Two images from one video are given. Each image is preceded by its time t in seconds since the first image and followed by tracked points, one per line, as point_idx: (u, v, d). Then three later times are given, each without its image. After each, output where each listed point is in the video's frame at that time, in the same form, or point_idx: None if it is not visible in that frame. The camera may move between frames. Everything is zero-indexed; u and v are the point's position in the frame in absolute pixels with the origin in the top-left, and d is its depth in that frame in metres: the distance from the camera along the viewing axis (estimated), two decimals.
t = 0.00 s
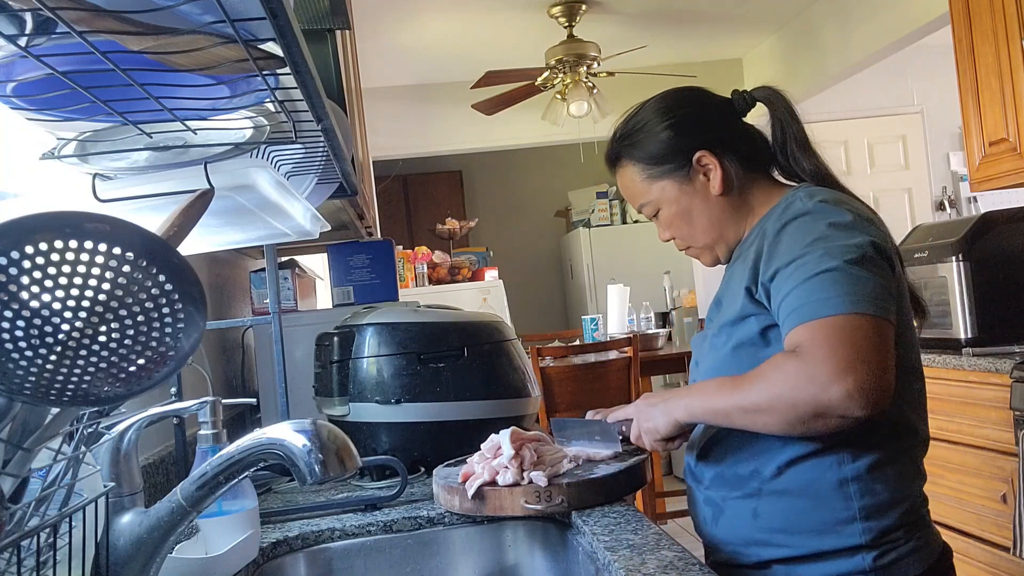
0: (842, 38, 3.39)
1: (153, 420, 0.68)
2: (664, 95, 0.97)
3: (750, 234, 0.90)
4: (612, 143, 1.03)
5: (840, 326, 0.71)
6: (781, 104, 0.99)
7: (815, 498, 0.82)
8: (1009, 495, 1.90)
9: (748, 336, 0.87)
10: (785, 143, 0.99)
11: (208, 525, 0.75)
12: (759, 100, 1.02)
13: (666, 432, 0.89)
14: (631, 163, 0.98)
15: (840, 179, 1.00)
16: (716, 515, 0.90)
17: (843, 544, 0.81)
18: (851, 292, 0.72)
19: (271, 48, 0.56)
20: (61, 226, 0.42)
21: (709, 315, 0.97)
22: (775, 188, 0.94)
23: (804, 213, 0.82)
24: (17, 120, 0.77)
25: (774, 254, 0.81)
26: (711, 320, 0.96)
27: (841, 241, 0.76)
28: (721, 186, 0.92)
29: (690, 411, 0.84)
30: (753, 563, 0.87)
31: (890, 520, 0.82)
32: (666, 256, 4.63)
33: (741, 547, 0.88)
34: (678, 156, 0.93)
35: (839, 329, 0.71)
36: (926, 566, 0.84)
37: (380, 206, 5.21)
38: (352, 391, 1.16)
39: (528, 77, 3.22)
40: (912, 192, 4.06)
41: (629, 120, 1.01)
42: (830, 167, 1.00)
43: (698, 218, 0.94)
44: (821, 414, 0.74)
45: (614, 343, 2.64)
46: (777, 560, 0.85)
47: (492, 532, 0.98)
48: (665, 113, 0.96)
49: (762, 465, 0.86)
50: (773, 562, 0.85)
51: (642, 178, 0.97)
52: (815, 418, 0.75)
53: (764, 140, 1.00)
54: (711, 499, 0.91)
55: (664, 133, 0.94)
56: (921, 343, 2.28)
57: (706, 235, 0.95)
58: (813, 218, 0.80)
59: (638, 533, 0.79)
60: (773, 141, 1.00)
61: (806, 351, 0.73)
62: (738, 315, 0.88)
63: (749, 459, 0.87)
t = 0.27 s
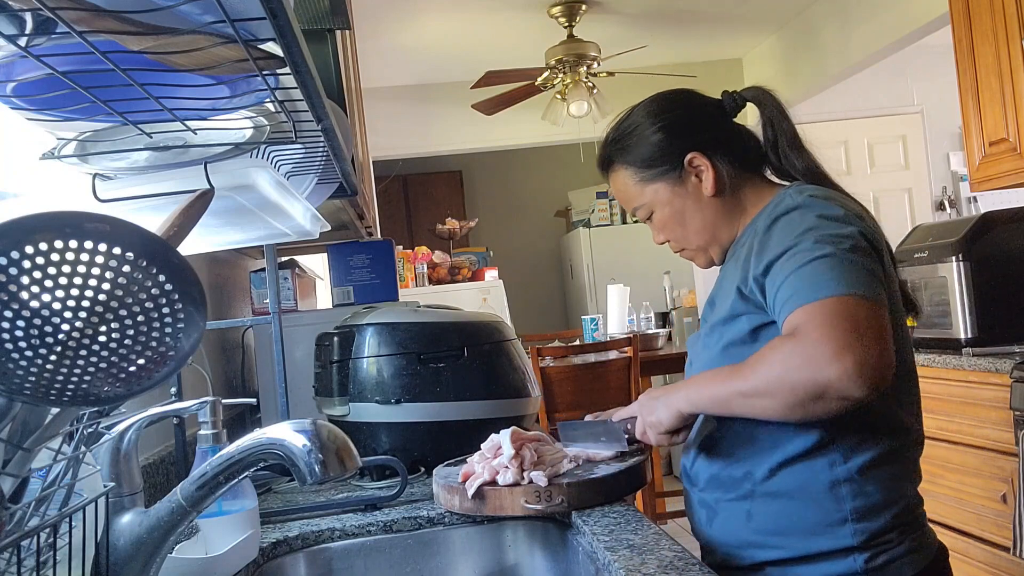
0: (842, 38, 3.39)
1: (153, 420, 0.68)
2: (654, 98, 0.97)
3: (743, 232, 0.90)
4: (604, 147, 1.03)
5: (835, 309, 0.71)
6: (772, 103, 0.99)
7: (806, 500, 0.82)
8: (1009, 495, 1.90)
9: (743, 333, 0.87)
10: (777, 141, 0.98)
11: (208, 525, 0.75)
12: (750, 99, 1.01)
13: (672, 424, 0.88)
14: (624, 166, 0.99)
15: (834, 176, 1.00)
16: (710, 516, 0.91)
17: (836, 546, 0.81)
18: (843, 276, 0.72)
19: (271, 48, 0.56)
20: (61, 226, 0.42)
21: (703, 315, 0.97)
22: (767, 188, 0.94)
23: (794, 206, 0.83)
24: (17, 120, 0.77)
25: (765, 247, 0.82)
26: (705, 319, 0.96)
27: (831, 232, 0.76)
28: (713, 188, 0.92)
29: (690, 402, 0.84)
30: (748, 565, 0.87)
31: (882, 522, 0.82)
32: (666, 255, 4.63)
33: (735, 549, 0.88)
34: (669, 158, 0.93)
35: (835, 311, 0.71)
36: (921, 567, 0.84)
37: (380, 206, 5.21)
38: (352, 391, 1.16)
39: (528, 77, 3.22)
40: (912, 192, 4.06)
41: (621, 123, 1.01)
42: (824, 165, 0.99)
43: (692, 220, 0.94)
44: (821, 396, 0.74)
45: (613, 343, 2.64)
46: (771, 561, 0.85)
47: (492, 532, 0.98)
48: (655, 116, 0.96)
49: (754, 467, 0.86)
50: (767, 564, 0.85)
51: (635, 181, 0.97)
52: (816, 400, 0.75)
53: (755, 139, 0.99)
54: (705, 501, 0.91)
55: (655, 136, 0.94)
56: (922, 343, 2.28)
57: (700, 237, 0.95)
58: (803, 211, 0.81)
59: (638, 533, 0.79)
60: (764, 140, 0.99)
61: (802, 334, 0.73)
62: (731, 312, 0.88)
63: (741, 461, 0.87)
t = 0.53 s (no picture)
0: (842, 38, 3.39)
1: (153, 420, 0.68)
2: (642, 102, 0.97)
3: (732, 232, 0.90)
4: (593, 152, 1.03)
5: (808, 306, 0.72)
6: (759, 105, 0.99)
7: (799, 501, 0.82)
8: (1009, 494, 1.90)
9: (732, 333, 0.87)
10: (765, 142, 0.98)
11: (209, 525, 0.75)
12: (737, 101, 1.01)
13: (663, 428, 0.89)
14: (614, 171, 0.99)
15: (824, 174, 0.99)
16: (706, 518, 0.91)
17: (829, 547, 0.81)
18: (820, 273, 0.72)
19: (271, 48, 0.56)
20: (62, 226, 0.42)
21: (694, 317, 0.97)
22: (757, 189, 0.94)
23: (779, 204, 0.83)
24: (17, 120, 0.77)
25: (749, 246, 0.82)
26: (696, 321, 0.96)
27: (813, 229, 0.76)
28: (704, 190, 0.92)
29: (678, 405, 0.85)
30: (743, 567, 0.87)
31: (875, 522, 0.81)
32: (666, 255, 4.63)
33: (729, 550, 0.87)
34: (660, 162, 0.93)
35: (808, 308, 0.72)
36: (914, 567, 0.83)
37: (380, 206, 5.21)
38: (352, 391, 1.16)
39: (528, 77, 3.22)
40: (913, 192, 4.06)
41: (610, 128, 1.00)
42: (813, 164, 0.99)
43: (684, 223, 0.94)
44: (796, 393, 0.74)
45: (613, 343, 2.64)
46: (766, 563, 0.84)
47: (492, 532, 0.98)
48: (644, 120, 0.96)
49: (748, 469, 0.86)
50: (762, 565, 0.85)
51: (626, 185, 0.97)
52: (791, 399, 0.75)
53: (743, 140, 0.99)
54: (701, 503, 0.91)
55: (644, 140, 0.94)
56: (922, 343, 2.28)
57: (692, 239, 0.95)
58: (788, 209, 0.81)
59: (637, 533, 0.79)
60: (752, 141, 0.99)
61: (778, 331, 0.73)
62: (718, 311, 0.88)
63: (735, 462, 0.87)
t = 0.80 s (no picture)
0: (842, 38, 3.39)
1: (153, 420, 0.68)
2: (643, 102, 0.97)
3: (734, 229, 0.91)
4: (594, 153, 1.02)
5: (804, 316, 0.72)
6: (759, 104, 0.98)
7: (812, 501, 0.82)
8: (1009, 495, 1.90)
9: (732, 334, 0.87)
10: (766, 141, 0.98)
11: (208, 525, 0.75)
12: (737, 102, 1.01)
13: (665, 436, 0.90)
14: (616, 171, 0.98)
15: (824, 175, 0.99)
16: (713, 517, 0.90)
17: (841, 547, 0.81)
18: (816, 282, 0.72)
19: (271, 48, 0.56)
20: (62, 225, 0.42)
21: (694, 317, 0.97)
22: (759, 188, 0.94)
23: (781, 205, 0.83)
24: (17, 120, 0.77)
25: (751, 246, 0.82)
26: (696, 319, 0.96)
27: (811, 233, 0.76)
28: (708, 188, 0.92)
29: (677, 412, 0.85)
30: (750, 566, 0.86)
31: (887, 522, 0.82)
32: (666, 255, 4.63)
33: (738, 550, 0.87)
34: (663, 161, 0.94)
35: (804, 318, 0.72)
36: (921, 568, 0.84)
37: (380, 206, 5.21)
38: (352, 391, 1.16)
39: (528, 77, 3.22)
40: (912, 192, 4.06)
41: (610, 128, 1.01)
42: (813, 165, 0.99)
43: (686, 221, 0.94)
44: (791, 404, 0.74)
45: (613, 343, 2.64)
46: (775, 562, 0.84)
47: (492, 532, 0.98)
48: (645, 120, 0.96)
49: (759, 468, 0.85)
50: (771, 565, 0.84)
51: (628, 184, 0.97)
52: (788, 408, 0.75)
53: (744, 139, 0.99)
54: (709, 502, 0.91)
55: (647, 139, 0.94)
56: (922, 343, 2.28)
57: (695, 238, 0.95)
58: (788, 211, 0.81)
59: (638, 532, 0.79)
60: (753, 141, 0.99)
61: (774, 341, 0.73)
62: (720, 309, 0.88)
63: (746, 462, 0.86)
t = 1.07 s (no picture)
0: (842, 38, 3.39)
1: (153, 420, 0.68)
2: (645, 102, 0.97)
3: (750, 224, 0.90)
4: (595, 152, 1.02)
5: (872, 273, 0.71)
6: (761, 103, 0.98)
7: (813, 498, 0.82)
8: (1009, 495, 1.90)
9: (762, 330, 0.85)
10: (768, 141, 0.98)
11: (208, 525, 0.75)
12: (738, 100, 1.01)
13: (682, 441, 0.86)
14: (619, 171, 0.98)
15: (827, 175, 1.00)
16: (714, 515, 0.90)
17: (842, 543, 0.81)
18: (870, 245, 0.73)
19: (271, 48, 0.56)
20: (62, 226, 0.42)
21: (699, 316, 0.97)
22: (762, 188, 0.95)
23: (806, 196, 0.83)
24: (17, 120, 0.77)
25: (781, 234, 0.82)
26: (700, 317, 0.96)
27: (846, 212, 0.77)
28: (712, 190, 0.93)
29: (737, 404, 0.78)
30: (750, 564, 0.86)
31: (886, 519, 0.82)
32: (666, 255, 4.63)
33: (738, 547, 0.87)
34: (667, 162, 0.93)
35: (873, 275, 0.71)
36: (919, 566, 0.84)
37: (380, 206, 5.21)
38: (352, 391, 1.16)
39: (528, 77, 3.22)
40: (912, 192, 4.06)
41: (611, 129, 1.00)
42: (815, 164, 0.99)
43: (689, 223, 0.95)
44: (875, 363, 0.72)
45: (614, 343, 2.64)
46: (775, 560, 0.84)
47: (492, 532, 0.98)
48: (648, 120, 0.96)
49: (760, 465, 0.85)
50: (771, 563, 0.84)
51: (631, 185, 0.97)
52: (869, 370, 0.72)
53: (746, 139, 0.99)
54: (709, 500, 0.90)
55: (650, 140, 0.94)
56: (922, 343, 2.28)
57: (698, 239, 0.95)
58: (813, 199, 0.82)
59: (638, 532, 0.79)
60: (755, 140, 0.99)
61: (847, 301, 0.71)
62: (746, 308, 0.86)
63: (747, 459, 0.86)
